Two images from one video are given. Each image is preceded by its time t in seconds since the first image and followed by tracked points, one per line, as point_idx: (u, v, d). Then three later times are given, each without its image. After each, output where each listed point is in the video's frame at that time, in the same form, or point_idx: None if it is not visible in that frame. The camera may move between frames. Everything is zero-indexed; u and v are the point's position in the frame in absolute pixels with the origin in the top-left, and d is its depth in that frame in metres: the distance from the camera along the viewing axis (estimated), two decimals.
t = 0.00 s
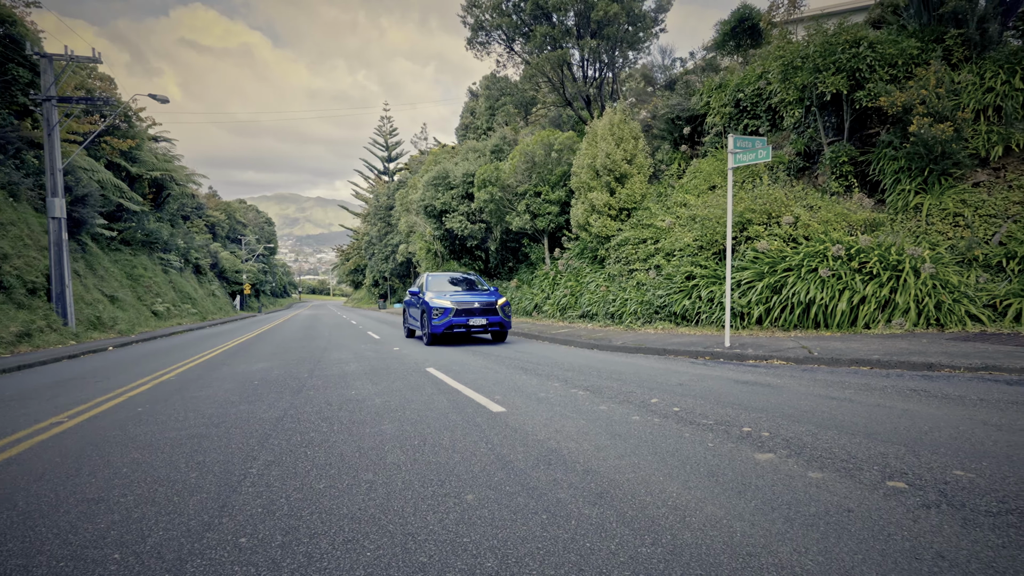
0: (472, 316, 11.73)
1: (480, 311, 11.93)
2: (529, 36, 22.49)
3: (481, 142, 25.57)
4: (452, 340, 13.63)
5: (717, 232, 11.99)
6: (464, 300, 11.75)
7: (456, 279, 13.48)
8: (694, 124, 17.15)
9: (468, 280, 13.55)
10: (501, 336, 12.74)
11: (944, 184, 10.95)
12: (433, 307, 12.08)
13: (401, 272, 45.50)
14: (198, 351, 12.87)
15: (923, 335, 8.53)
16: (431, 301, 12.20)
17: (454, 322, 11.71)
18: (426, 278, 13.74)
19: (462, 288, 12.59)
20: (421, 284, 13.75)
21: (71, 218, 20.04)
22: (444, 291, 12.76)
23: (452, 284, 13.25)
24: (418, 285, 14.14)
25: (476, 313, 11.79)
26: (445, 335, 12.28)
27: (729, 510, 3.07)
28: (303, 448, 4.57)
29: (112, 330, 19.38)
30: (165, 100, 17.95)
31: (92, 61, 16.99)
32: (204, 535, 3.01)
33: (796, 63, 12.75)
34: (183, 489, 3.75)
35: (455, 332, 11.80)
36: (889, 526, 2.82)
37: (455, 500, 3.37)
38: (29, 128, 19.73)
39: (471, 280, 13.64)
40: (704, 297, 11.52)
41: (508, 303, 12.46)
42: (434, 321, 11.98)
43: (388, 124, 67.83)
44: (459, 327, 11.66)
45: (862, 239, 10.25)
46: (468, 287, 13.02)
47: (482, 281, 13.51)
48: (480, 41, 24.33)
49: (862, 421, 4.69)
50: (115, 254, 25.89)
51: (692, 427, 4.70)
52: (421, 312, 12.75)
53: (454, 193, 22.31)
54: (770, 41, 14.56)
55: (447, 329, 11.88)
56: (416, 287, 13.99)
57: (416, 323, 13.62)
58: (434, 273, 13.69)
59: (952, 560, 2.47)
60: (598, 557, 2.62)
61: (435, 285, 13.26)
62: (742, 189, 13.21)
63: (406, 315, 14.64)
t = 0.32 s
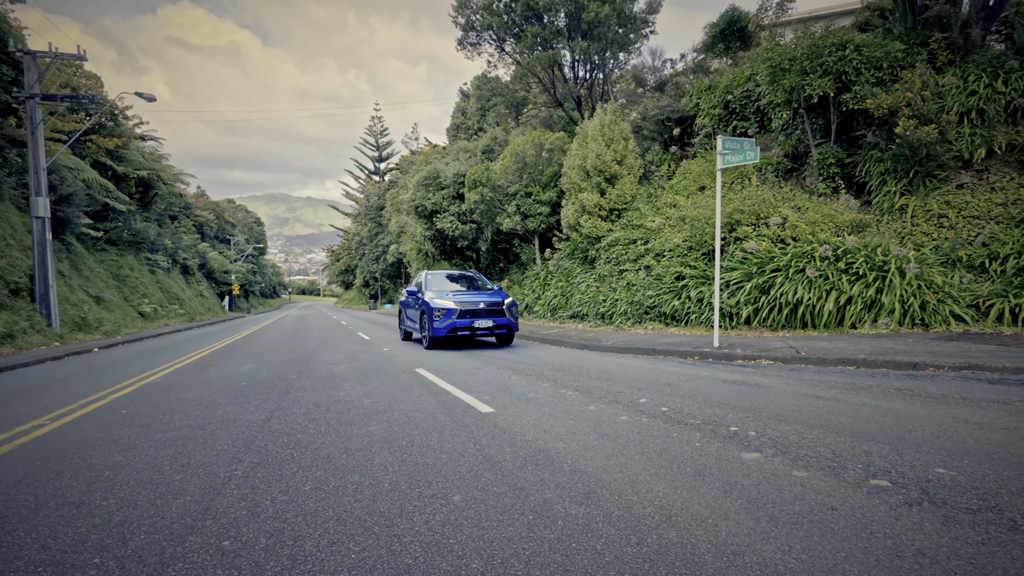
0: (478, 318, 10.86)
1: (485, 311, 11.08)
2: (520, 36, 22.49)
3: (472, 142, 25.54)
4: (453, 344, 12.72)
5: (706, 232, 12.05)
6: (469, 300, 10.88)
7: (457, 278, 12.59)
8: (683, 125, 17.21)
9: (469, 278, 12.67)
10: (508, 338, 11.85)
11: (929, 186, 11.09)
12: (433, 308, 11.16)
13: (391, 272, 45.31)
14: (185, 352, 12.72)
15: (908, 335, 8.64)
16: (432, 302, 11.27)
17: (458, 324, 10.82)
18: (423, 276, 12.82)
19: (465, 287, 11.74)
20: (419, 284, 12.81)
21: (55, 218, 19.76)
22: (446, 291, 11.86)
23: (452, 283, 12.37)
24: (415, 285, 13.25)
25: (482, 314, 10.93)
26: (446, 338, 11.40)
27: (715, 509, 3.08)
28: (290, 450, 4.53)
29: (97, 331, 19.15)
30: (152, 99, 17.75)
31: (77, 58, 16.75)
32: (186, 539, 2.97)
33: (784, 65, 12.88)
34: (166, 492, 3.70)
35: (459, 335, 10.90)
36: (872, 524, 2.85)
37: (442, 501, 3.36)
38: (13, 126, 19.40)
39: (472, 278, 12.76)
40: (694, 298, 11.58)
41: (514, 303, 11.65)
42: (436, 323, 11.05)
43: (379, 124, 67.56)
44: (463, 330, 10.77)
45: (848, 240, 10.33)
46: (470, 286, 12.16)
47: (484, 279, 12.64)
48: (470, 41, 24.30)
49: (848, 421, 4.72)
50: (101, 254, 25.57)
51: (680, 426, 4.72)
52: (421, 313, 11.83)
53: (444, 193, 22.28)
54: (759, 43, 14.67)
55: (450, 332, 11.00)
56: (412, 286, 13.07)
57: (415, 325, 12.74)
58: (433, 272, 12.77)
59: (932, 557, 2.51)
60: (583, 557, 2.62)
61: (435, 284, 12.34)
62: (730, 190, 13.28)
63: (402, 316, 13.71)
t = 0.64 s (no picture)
0: (481, 320, 10.12)
1: (489, 313, 10.34)
2: (505, 36, 22.47)
3: (458, 142, 25.48)
4: (451, 348, 11.91)
5: (690, 232, 12.12)
6: (472, 301, 10.13)
7: (455, 277, 11.82)
8: (667, 126, 17.31)
9: (467, 277, 11.93)
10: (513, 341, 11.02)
11: (907, 186, 11.29)
12: (433, 310, 10.36)
13: (377, 273, 45.03)
14: (165, 355, 12.49)
15: (887, 333, 8.80)
16: (431, 303, 10.46)
17: (460, 327, 10.06)
18: (420, 276, 11.98)
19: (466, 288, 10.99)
20: (415, 284, 12.01)
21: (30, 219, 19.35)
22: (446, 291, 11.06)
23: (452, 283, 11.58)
24: (408, 285, 12.49)
25: (485, 316, 10.19)
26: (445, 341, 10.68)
27: (695, 506, 3.10)
28: (270, 453, 4.48)
29: (75, 334, 18.79)
30: (131, 97, 17.45)
31: (53, 55, 16.39)
32: (162, 544, 2.92)
33: (765, 66, 13.11)
34: (142, 497, 3.63)
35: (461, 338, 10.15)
36: (848, 519, 2.89)
37: (423, 502, 3.34)
38: None
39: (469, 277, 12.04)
40: (678, 297, 11.66)
41: (518, 304, 10.91)
42: (435, 325, 10.27)
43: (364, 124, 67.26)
44: (465, 333, 10.02)
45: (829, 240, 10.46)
46: (470, 286, 11.41)
47: (483, 278, 11.89)
48: (455, 41, 24.23)
49: (826, 417, 4.79)
50: (79, 255, 25.07)
51: (662, 425, 4.75)
52: (418, 315, 11.03)
53: (430, 193, 22.23)
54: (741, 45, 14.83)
55: (450, 335, 10.23)
56: (407, 287, 12.26)
57: (409, 328, 11.94)
58: (430, 271, 11.96)
59: (905, 550, 2.55)
60: (564, 556, 2.62)
61: (433, 283, 11.54)
62: (714, 190, 13.37)
63: (395, 318, 12.88)
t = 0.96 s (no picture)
0: (487, 321, 9.26)
1: (495, 313, 9.47)
2: (487, 36, 22.43)
3: (441, 142, 25.37)
4: (450, 352, 10.99)
5: (671, 231, 12.20)
6: (477, 300, 9.25)
7: (455, 276, 10.88)
8: (649, 126, 17.38)
9: (465, 275, 11.01)
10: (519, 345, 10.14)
11: (881, 185, 11.51)
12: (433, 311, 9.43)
13: (360, 274, 44.67)
14: (142, 359, 12.23)
15: (863, 329, 8.98)
16: (432, 303, 9.51)
17: (464, 329, 9.16)
18: (417, 273, 11.01)
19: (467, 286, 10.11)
20: (411, 282, 11.02)
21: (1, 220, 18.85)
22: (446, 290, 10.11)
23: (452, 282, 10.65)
24: (402, 283, 11.54)
25: (491, 316, 9.33)
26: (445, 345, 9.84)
27: (672, 503, 3.12)
28: (247, 457, 4.40)
29: (47, 338, 18.32)
30: (105, 96, 17.09)
31: (23, 53, 16.00)
32: (133, 552, 2.86)
33: (744, 67, 13.28)
34: (114, 504, 3.55)
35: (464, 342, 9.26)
36: (822, 512, 2.94)
37: (402, 504, 3.32)
38: None
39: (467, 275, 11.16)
40: (660, 296, 11.75)
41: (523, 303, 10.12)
42: (436, 328, 9.34)
43: (346, 123, 66.69)
44: (470, 336, 9.14)
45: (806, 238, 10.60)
46: (471, 285, 10.49)
47: (483, 276, 11.01)
48: (437, 41, 24.14)
49: (803, 413, 4.86)
50: (52, 257, 24.49)
51: (642, 423, 4.78)
52: (416, 316, 10.10)
53: (412, 193, 22.13)
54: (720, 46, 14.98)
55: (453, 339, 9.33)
56: (401, 285, 11.27)
57: (404, 331, 11.04)
58: (427, 268, 10.99)
59: (876, 542, 2.60)
60: (541, 555, 2.62)
61: (431, 281, 10.59)
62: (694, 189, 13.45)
63: (388, 320, 11.90)
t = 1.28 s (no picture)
0: (496, 322, 8.48)
1: (504, 314, 8.69)
2: (467, 35, 22.37)
3: (421, 142, 25.23)
4: (449, 356, 10.13)
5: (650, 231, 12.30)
6: (485, 300, 8.47)
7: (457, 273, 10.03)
8: (628, 126, 17.46)
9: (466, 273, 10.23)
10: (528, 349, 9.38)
11: (854, 184, 11.76)
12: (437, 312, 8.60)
13: (340, 275, 44.24)
14: (113, 364, 11.90)
15: (836, 326, 9.17)
16: (435, 303, 8.66)
17: (472, 332, 8.36)
18: (415, 271, 10.11)
19: (471, 285, 9.32)
20: (407, 281, 10.12)
21: None
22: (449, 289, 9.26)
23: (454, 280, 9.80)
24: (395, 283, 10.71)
25: (501, 317, 8.56)
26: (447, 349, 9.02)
27: (647, 500, 3.15)
28: (219, 462, 4.32)
29: (14, 344, 17.77)
30: (74, 94, 16.63)
31: None
32: (96, 562, 2.78)
33: (720, 68, 13.48)
34: (79, 513, 3.44)
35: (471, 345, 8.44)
36: (791, 506, 2.99)
37: (377, 507, 3.28)
38: None
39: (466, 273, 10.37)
40: (639, 295, 11.85)
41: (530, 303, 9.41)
42: (439, 330, 8.52)
43: (325, 123, 66.00)
44: (478, 339, 8.35)
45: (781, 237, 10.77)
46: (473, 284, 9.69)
47: (484, 273, 10.26)
48: (416, 41, 23.99)
49: (777, 409, 4.95)
50: (19, 261, 23.79)
51: (619, 421, 4.81)
52: (415, 317, 9.24)
53: (393, 193, 21.94)
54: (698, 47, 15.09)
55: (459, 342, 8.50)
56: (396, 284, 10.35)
57: (399, 334, 10.18)
58: (426, 265, 10.09)
59: (843, 535, 2.65)
60: (515, 555, 2.61)
61: (431, 280, 9.73)
62: (673, 188, 13.56)
63: (380, 322, 10.97)
